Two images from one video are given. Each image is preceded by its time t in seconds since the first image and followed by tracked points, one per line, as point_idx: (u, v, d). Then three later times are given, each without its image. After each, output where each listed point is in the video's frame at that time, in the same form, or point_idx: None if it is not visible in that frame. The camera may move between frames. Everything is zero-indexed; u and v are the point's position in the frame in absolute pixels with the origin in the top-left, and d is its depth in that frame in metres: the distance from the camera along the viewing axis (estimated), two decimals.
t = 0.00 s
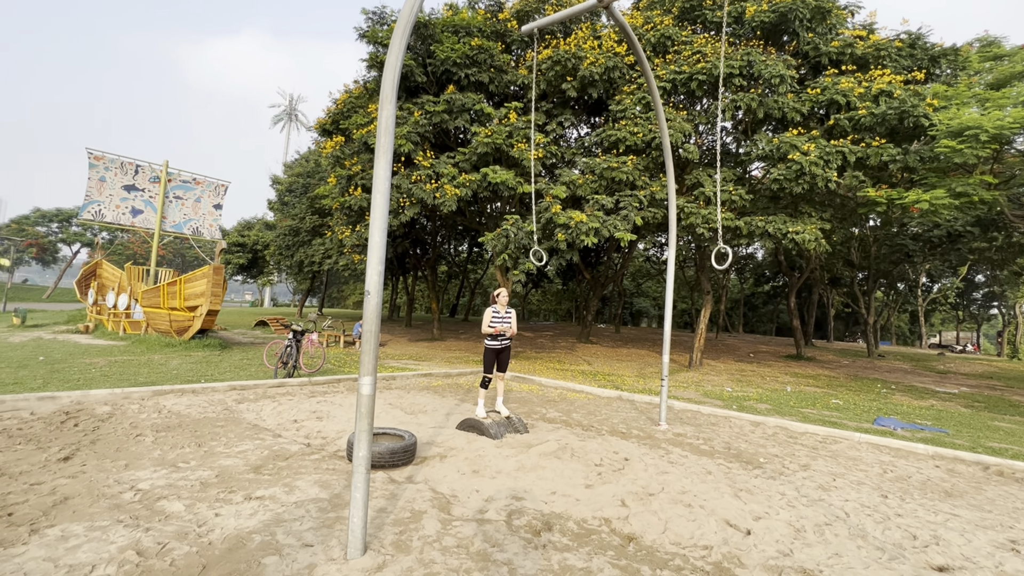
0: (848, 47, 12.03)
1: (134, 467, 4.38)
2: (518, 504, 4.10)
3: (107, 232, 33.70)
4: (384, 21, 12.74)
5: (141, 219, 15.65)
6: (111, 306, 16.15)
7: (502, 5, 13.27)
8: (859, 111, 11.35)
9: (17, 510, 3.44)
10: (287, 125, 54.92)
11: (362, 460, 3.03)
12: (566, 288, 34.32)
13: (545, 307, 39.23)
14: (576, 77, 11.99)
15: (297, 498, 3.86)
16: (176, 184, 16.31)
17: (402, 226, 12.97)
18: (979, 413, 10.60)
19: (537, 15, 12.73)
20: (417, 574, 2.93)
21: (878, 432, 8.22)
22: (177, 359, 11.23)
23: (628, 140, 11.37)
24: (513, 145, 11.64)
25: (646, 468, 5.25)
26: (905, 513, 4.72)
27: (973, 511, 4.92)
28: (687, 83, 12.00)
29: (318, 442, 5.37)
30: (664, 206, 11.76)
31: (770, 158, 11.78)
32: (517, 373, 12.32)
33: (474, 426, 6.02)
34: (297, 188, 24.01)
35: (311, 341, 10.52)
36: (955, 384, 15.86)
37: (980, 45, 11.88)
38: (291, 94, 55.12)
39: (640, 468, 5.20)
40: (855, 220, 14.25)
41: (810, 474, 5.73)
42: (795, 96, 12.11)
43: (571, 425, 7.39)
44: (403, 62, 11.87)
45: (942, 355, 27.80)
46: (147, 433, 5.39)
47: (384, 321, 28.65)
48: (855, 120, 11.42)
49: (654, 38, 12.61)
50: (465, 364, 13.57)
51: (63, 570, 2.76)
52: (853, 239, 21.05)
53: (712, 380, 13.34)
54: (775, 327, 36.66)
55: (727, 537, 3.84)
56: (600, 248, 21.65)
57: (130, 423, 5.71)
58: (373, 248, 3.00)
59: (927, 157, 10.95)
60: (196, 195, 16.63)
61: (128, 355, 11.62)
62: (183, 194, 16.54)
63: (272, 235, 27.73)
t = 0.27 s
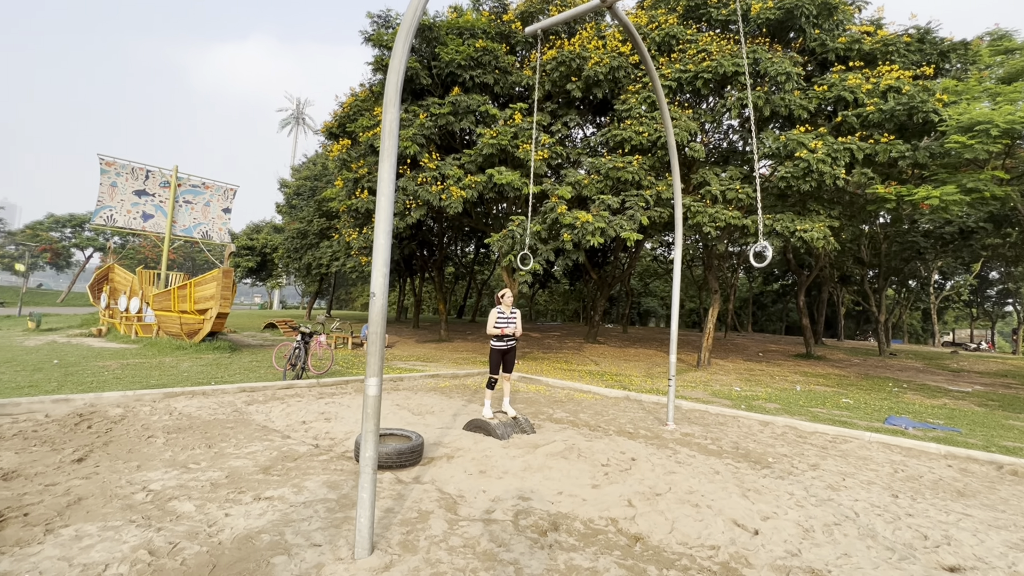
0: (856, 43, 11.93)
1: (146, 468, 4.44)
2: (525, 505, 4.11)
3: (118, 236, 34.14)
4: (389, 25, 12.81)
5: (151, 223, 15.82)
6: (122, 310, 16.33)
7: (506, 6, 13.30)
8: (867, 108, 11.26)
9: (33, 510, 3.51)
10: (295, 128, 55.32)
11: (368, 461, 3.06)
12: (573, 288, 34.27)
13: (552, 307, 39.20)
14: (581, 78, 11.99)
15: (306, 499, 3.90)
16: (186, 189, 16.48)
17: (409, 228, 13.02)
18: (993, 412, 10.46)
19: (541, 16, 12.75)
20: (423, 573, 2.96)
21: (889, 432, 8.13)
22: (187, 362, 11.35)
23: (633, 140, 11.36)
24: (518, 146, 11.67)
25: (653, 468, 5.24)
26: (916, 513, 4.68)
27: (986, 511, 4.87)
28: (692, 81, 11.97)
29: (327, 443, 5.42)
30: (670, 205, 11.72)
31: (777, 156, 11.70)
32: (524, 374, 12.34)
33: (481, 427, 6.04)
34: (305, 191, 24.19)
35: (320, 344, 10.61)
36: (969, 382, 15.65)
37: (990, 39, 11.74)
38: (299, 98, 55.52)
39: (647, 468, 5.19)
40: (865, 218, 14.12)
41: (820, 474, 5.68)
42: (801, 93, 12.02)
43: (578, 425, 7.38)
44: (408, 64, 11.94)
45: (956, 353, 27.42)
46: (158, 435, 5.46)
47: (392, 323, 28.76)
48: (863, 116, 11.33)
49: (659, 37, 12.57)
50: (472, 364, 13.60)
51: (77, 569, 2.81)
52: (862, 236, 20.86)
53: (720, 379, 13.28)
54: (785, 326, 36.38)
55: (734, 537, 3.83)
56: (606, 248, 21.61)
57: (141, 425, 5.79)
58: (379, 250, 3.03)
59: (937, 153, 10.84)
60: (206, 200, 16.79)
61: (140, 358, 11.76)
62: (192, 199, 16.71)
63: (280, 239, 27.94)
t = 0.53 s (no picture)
0: (861, 42, 11.86)
1: (154, 472, 4.48)
2: (530, 508, 4.11)
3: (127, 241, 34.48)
4: (393, 29, 12.88)
5: (160, 228, 15.95)
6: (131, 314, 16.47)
7: (510, 10, 13.32)
8: (873, 107, 11.18)
9: (43, 514, 3.55)
10: (301, 133, 55.63)
11: (373, 464, 3.07)
12: (578, 290, 34.23)
13: (558, 309, 39.17)
14: (584, 80, 11.99)
15: (312, 502, 3.92)
16: (194, 194, 16.61)
17: (414, 231, 13.05)
18: (1003, 414, 10.35)
19: (545, 19, 12.77)
20: None
21: (899, 434, 8.06)
22: (195, 366, 11.42)
23: (637, 141, 11.35)
24: (522, 149, 11.69)
25: (659, 471, 5.22)
26: (926, 516, 4.63)
27: (997, 514, 4.81)
28: (696, 82, 11.94)
29: (332, 446, 5.44)
30: (674, 206, 11.70)
31: (783, 156, 11.64)
32: (530, 376, 12.33)
33: (486, 430, 6.04)
34: (311, 195, 24.33)
35: (326, 347, 10.66)
36: (980, 383, 15.47)
37: (998, 36, 11.64)
38: (305, 103, 55.85)
39: (653, 471, 5.17)
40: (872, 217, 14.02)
41: (828, 477, 5.64)
42: (807, 93, 11.96)
43: (584, 428, 7.37)
44: (412, 68, 11.98)
45: (968, 354, 27.13)
46: (166, 438, 5.50)
47: (398, 325, 28.84)
48: (869, 116, 11.25)
49: (663, 38, 12.56)
50: (478, 367, 13.60)
51: (86, 573, 2.84)
52: (870, 236, 20.70)
53: (727, 381, 13.20)
54: (793, 327, 36.15)
55: (740, 541, 3.81)
56: (612, 249, 21.57)
57: (150, 429, 5.83)
58: (382, 254, 3.05)
59: (945, 151, 10.75)
60: (213, 204, 16.90)
61: (148, 362, 11.85)
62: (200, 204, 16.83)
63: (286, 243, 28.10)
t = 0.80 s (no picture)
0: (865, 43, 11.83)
1: (159, 475, 4.50)
2: (533, 511, 4.10)
3: (133, 245, 34.70)
4: (396, 34, 12.94)
5: (165, 233, 16.03)
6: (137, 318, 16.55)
7: (512, 13, 13.37)
8: (877, 108, 11.14)
9: (49, 517, 3.57)
10: (305, 137, 55.90)
11: (376, 468, 3.06)
12: (582, 292, 34.21)
13: (562, 312, 39.14)
14: (587, 82, 12.01)
15: (316, 505, 3.92)
16: (199, 199, 16.69)
17: (417, 234, 13.08)
18: (1012, 416, 10.26)
19: (547, 22, 12.81)
20: None
21: (906, 436, 8.00)
22: (200, 369, 11.47)
23: (640, 144, 11.36)
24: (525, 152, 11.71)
25: (663, 474, 5.20)
26: (933, 519, 4.59)
27: (1006, 518, 4.76)
28: (699, 85, 11.94)
29: (336, 449, 5.45)
30: (678, 208, 11.69)
31: (787, 158, 11.61)
32: (533, 379, 12.31)
33: (489, 433, 6.04)
34: (315, 199, 24.44)
35: (331, 350, 10.69)
36: (988, 385, 15.35)
37: (1003, 36, 11.59)
38: (309, 107, 56.10)
39: (657, 474, 5.15)
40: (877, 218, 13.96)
41: (834, 480, 5.61)
42: (810, 94, 11.93)
43: (588, 431, 7.36)
44: (415, 72, 12.03)
45: (975, 355, 26.93)
46: (171, 442, 5.52)
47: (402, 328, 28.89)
48: (873, 117, 11.21)
49: (665, 41, 12.56)
50: (481, 370, 13.59)
51: None
52: (875, 237, 20.61)
53: (731, 383, 13.15)
54: (798, 329, 35.99)
55: (745, 544, 3.78)
56: (615, 252, 21.54)
57: (155, 432, 5.86)
58: (385, 258, 3.05)
59: (950, 152, 10.70)
60: (218, 209, 16.97)
61: (154, 365, 11.91)
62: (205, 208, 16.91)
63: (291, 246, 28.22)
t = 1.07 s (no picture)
0: (866, 45, 11.83)
1: (162, 479, 4.50)
2: (536, 515, 4.09)
3: (137, 249, 34.82)
4: (398, 38, 12.99)
5: (168, 237, 16.06)
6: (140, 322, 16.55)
7: (513, 18, 13.41)
8: (879, 110, 11.13)
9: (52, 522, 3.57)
10: (307, 141, 56.07)
11: (379, 472, 3.05)
12: (584, 295, 34.19)
13: (564, 315, 39.13)
14: (588, 86, 12.03)
15: (319, 509, 3.92)
16: (202, 203, 16.72)
17: (419, 237, 13.10)
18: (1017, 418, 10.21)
19: (548, 26, 12.85)
20: None
21: (910, 439, 7.97)
22: (203, 373, 11.48)
23: (642, 147, 11.37)
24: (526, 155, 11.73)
25: (667, 477, 5.18)
26: (938, 523, 4.57)
27: (1012, 521, 4.73)
28: (700, 88, 11.94)
29: (338, 453, 5.45)
30: (680, 211, 11.69)
31: (788, 160, 11.61)
32: (536, 382, 12.29)
33: (492, 437, 6.03)
34: (318, 203, 24.50)
35: (333, 354, 10.69)
36: (992, 387, 15.29)
37: (1004, 37, 11.59)
38: (311, 111, 56.30)
39: (660, 478, 5.13)
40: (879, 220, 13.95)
41: (838, 483, 5.58)
42: (811, 96, 11.92)
43: (590, 434, 7.34)
44: (417, 76, 12.06)
45: (979, 357, 26.83)
46: (174, 446, 5.52)
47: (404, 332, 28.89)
48: (875, 119, 11.20)
49: (666, 44, 12.59)
50: (483, 373, 13.58)
51: None
52: (878, 239, 20.58)
53: (734, 386, 13.12)
54: (801, 331, 35.90)
55: (750, 548, 3.77)
56: (617, 254, 21.53)
57: (158, 437, 5.86)
58: (387, 262, 3.06)
59: (952, 154, 10.69)
60: (221, 213, 16.98)
61: (157, 369, 11.94)
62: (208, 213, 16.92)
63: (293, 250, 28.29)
